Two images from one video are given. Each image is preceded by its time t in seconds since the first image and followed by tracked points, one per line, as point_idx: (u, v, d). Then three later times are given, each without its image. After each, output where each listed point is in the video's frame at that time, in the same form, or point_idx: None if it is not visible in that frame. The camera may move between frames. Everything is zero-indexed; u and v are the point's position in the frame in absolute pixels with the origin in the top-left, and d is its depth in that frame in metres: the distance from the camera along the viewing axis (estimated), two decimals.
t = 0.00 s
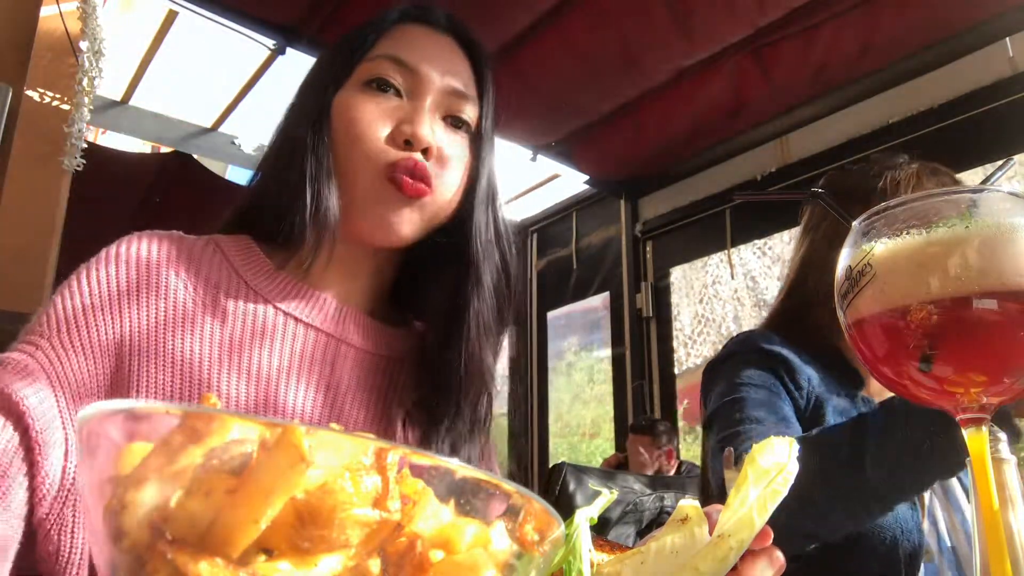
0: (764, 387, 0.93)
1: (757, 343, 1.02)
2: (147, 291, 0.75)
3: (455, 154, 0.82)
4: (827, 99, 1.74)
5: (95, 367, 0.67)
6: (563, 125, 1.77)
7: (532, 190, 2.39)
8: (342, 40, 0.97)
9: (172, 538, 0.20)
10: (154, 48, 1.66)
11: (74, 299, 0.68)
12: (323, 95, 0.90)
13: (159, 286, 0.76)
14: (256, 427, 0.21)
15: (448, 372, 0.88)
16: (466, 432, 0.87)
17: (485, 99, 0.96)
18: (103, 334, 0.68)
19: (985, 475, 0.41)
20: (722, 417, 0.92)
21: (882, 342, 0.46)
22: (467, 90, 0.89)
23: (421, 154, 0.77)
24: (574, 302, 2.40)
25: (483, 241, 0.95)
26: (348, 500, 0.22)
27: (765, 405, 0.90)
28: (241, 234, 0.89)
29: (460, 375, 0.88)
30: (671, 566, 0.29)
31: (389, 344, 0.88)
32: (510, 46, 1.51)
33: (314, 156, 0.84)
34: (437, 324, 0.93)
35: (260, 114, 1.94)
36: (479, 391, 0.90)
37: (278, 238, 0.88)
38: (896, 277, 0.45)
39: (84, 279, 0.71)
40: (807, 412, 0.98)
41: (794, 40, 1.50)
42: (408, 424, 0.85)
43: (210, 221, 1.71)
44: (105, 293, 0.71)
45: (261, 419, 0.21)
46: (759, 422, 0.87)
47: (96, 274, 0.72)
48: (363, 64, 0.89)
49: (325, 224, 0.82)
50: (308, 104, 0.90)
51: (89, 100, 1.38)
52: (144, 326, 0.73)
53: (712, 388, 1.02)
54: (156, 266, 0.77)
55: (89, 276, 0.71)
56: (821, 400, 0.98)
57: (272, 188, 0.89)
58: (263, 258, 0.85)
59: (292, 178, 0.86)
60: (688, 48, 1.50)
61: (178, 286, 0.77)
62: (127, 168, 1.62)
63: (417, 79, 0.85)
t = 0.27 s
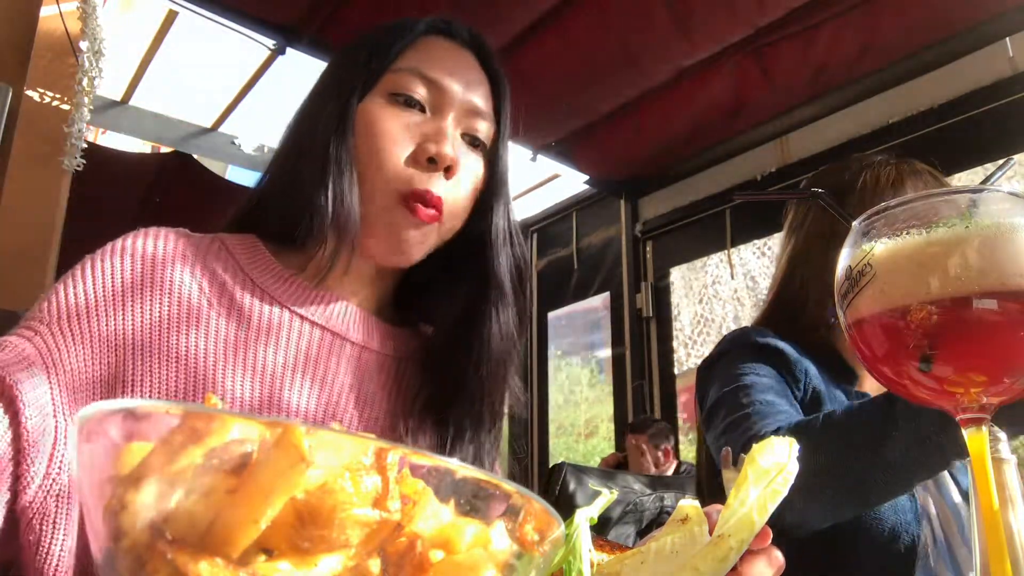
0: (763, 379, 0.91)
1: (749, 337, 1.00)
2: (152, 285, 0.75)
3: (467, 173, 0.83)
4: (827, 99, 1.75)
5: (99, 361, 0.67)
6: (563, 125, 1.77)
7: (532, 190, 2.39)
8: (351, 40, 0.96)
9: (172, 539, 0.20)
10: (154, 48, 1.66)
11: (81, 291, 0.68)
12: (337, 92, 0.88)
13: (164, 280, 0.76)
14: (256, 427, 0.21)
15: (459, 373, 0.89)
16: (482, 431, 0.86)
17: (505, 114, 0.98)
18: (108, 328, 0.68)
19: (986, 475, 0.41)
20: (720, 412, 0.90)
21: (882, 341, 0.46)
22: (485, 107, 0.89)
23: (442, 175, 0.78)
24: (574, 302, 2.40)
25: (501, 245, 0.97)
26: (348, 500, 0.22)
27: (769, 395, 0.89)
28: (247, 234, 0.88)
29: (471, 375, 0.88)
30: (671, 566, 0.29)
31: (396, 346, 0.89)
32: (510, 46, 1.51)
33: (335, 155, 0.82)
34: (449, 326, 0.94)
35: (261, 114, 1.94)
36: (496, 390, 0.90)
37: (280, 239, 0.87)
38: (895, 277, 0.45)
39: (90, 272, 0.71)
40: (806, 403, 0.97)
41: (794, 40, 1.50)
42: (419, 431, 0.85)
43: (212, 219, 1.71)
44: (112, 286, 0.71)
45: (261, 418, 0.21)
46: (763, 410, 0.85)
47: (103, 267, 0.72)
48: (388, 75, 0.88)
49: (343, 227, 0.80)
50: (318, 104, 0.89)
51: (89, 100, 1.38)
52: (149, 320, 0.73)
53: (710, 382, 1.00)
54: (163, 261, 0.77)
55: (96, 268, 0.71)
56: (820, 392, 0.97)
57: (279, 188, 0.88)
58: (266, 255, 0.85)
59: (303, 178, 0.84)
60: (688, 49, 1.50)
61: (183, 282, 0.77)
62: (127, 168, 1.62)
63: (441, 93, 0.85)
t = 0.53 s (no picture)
0: (757, 391, 0.92)
1: (751, 343, 1.01)
2: (159, 283, 0.75)
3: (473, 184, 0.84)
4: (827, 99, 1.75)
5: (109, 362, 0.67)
6: (563, 125, 1.77)
7: (532, 189, 2.39)
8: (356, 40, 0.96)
9: (172, 539, 0.20)
10: (154, 48, 1.67)
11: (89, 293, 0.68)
12: (340, 91, 0.87)
13: (171, 278, 0.76)
14: (256, 427, 0.21)
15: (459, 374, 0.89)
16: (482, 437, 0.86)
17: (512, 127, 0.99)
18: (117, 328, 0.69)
19: (985, 475, 0.41)
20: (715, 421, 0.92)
21: (882, 341, 0.46)
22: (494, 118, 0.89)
23: (447, 188, 0.79)
24: (574, 302, 2.40)
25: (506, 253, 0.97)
26: (348, 500, 0.22)
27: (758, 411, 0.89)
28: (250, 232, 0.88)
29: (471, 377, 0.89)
30: (672, 567, 0.29)
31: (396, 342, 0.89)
32: (510, 46, 1.51)
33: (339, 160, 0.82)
34: (450, 325, 0.94)
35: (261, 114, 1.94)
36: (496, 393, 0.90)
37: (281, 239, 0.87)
38: (895, 277, 0.45)
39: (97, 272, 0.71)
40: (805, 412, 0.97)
41: (794, 40, 1.50)
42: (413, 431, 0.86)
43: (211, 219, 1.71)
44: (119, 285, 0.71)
45: (261, 418, 0.21)
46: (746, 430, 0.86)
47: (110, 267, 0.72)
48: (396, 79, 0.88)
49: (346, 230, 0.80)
50: (322, 105, 0.89)
51: (89, 100, 1.38)
52: (158, 319, 0.73)
53: (710, 389, 1.01)
54: (168, 259, 0.78)
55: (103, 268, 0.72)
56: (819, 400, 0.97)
57: (282, 189, 0.87)
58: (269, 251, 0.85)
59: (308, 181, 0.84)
60: (688, 48, 1.50)
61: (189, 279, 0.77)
62: (126, 168, 1.62)
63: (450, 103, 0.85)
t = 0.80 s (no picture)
0: (757, 387, 0.92)
1: (752, 339, 1.00)
2: (160, 280, 0.75)
3: (463, 170, 0.83)
4: (826, 99, 1.74)
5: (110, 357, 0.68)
6: (563, 125, 1.77)
7: (532, 189, 2.39)
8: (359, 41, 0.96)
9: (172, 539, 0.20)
10: (154, 48, 1.67)
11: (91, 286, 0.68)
12: (344, 93, 0.88)
13: (172, 275, 0.76)
14: (256, 428, 0.21)
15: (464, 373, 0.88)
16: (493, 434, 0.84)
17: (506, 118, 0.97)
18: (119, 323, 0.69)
19: (986, 475, 0.41)
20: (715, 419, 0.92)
21: (882, 341, 0.46)
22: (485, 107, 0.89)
23: (432, 170, 0.78)
24: (574, 302, 2.40)
25: (496, 239, 0.96)
26: (348, 500, 0.22)
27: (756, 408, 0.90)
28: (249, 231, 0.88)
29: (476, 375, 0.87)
30: (672, 566, 0.29)
31: (395, 345, 0.88)
32: (509, 46, 1.51)
33: (333, 156, 0.82)
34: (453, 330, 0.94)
35: (261, 114, 1.94)
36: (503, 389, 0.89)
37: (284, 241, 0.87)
38: (895, 277, 0.45)
39: (100, 266, 0.71)
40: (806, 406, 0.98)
41: (795, 40, 1.50)
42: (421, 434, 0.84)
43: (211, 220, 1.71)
44: (122, 280, 0.72)
45: (261, 419, 0.21)
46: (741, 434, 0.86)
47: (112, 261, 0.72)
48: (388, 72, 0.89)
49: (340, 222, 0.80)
50: (322, 105, 0.89)
51: (88, 100, 1.38)
52: (159, 315, 0.74)
53: (712, 386, 1.02)
54: (170, 256, 0.78)
55: (106, 262, 0.72)
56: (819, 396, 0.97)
57: (283, 189, 0.87)
58: (270, 250, 0.85)
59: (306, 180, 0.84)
60: (689, 49, 1.50)
61: (190, 276, 0.78)
62: (126, 168, 1.62)
63: (440, 92, 0.85)
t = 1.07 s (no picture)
0: (783, 359, 0.92)
1: (774, 319, 1.00)
2: (155, 282, 0.75)
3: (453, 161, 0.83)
4: (826, 99, 1.74)
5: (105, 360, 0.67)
6: (563, 125, 1.77)
7: (532, 189, 2.39)
8: (356, 41, 0.97)
9: (172, 539, 0.20)
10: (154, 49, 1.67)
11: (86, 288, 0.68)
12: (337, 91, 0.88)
13: (168, 277, 0.76)
14: (256, 428, 0.21)
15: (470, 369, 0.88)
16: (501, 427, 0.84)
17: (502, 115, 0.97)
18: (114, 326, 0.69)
19: (986, 476, 0.41)
20: (737, 382, 0.91)
21: (882, 340, 0.46)
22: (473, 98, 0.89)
23: (416, 160, 0.78)
24: (574, 302, 2.40)
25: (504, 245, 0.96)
26: (348, 500, 0.21)
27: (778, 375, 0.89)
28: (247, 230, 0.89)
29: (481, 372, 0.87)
30: (672, 566, 0.29)
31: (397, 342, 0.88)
32: (510, 46, 1.50)
33: (325, 153, 0.82)
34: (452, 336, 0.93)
35: (261, 113, 1.94)
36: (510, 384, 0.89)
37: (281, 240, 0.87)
38: (895, 276, 0.45)
39: (94, 268, 0.71)
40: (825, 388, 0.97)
41: (795, 40, 1.50)
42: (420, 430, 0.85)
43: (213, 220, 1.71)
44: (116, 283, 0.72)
45: (262, 419, 0.21)
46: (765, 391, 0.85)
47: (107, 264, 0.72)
48: (373, 68, 0.89)
49: (334, 221, 0.80)
50: (321, 103, 0.89)
51: (89, 100, 1.38)
52: (154, 317, 0.73)
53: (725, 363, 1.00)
54: (165, 258, 0.78)
55: (100, 265, 0.72)
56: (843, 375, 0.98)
57: (281, 189, 0.88)
58: (269, 253, 0.85)
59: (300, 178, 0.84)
60: (689, 49, 1.50)
61: (186, 278, 0.78)
62: (127, 168, 1.62)
63: (423, 86, 0.85)
